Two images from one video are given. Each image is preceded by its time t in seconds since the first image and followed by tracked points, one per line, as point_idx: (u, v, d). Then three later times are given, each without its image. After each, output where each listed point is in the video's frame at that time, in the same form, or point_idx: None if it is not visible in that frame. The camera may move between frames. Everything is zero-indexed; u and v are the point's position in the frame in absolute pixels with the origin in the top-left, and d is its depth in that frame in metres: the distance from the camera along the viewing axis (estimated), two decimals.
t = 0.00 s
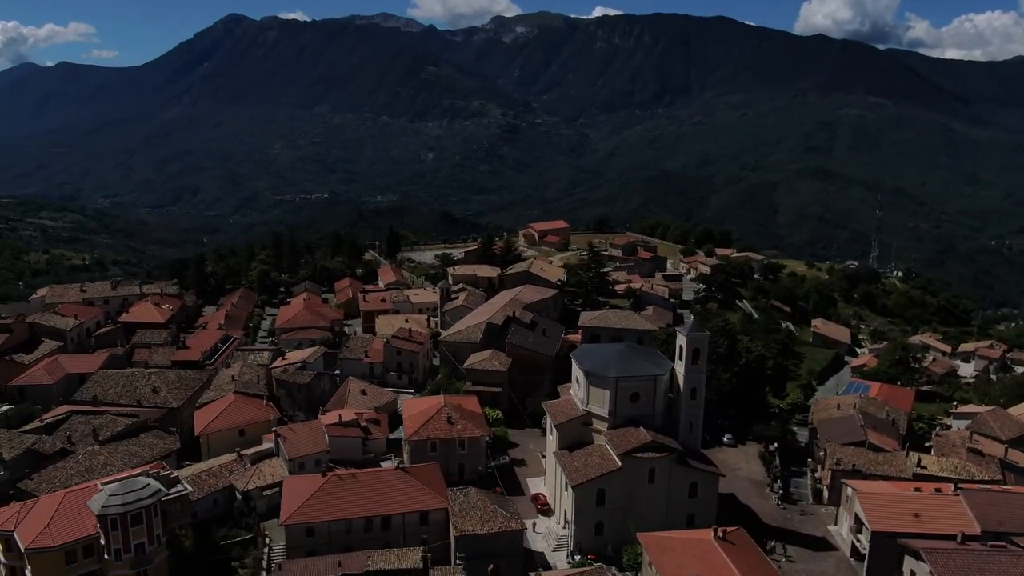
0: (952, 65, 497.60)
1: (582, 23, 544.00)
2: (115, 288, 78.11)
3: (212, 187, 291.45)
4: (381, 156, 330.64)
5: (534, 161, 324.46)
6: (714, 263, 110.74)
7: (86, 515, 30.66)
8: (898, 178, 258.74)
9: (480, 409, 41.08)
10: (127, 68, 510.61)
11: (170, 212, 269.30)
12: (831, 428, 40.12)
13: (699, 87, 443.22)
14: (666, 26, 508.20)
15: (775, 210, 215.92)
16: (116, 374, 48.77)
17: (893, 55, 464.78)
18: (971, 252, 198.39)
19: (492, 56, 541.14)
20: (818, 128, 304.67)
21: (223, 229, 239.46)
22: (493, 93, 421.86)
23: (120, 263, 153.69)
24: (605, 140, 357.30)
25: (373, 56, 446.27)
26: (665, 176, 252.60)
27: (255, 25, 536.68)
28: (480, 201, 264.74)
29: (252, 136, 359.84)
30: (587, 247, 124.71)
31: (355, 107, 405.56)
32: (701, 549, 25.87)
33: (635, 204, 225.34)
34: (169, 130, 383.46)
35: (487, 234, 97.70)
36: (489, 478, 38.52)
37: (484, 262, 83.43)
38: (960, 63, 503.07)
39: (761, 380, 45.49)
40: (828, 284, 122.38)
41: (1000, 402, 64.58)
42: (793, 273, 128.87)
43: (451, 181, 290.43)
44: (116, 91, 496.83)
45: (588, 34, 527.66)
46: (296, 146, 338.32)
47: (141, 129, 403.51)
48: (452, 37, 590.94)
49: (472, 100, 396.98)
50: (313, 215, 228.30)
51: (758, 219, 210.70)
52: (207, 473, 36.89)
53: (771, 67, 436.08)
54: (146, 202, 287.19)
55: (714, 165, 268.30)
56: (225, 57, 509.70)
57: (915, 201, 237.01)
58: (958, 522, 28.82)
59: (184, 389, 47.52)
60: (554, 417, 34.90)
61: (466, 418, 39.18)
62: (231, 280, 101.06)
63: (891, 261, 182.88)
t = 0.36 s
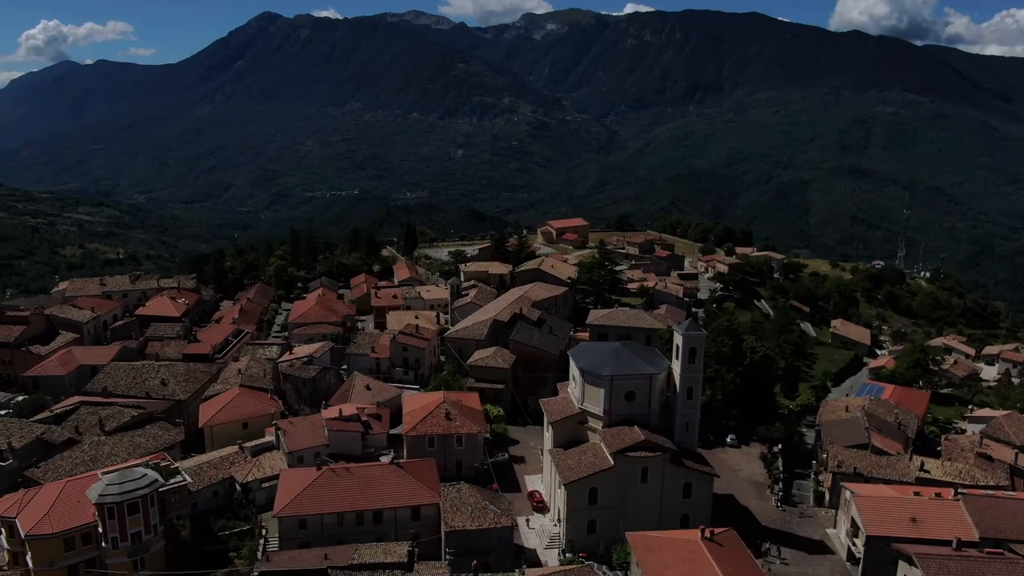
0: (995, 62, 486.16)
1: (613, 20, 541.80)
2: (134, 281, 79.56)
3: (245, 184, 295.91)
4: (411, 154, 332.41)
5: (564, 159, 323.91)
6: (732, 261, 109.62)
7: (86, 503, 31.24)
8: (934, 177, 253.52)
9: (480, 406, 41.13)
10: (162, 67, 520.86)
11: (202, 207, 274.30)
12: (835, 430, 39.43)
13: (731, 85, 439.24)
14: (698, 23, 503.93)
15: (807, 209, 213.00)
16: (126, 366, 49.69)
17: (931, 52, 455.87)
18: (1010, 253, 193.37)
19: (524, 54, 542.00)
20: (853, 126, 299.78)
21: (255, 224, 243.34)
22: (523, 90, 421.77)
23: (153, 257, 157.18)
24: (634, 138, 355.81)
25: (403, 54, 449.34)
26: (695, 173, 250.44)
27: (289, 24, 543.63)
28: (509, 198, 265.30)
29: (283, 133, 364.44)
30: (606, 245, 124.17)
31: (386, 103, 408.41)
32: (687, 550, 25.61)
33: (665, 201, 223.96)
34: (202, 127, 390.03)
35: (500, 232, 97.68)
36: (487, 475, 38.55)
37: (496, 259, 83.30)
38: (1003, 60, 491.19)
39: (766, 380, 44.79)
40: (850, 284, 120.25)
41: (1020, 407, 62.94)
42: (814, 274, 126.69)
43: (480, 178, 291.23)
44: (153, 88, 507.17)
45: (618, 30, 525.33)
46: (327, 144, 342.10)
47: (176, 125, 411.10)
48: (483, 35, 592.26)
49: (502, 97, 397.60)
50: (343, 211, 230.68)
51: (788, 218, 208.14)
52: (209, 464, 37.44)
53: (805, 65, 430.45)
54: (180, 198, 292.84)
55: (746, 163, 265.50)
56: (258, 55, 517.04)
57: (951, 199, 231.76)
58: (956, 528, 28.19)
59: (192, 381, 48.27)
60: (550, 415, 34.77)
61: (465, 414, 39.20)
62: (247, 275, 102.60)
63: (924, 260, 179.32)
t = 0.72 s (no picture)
0: None
1: (641, 16, 538.90)
2: (146, 276, 80.63)
3: (274, 180, 299.64)
4: (438, 151, 333.66)
5: (590, 155, 323.20)
6: (745, 260, 108.45)
7: (78, 492, 31.66)
8: (967, 175, 248.19)
9: (474, 402, 41.17)
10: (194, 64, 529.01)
11: (231, 204, 278.51)
12: (831, 432, 38.89)
13: (760, 82, 435.08)
14: (728, 20, 498.51)
15: (837, 207, 210.12)
16: (130, 359, 50.53)
17: (968, 49, 447.11)
18: None
19: (552, 52, 542.52)
20: (884, 124, 295.27)
21: (284, 220, 246.26)
22: (550, 86, 421.23)
23: (181, 251, 159.74)
24: (661, 135, 353.93)
25: (430, 52, 451.22)
26: (722, 171, 248.59)
27: (318, 21, 548.41)
28: (535, 195, 265.56)
29: (311, 129, 367.40)
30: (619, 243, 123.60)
31: (413, 100, 409.72)
32: (665, 549, 25.44)
33: (691, 199, 222.75)
34: (231, 124, 395.25)
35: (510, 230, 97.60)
36: (477, 472, 38.61)
37: (504, 256, 83.25)
38: None
39: (764, 380, 44.25)
40: (868, 284, 118.46)
41: None
42: (830, 274, 124.65)
43: (506, 175, 291.45)
44: (186, 84, 515.17)
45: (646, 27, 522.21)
46: (353, 140, 344.72)
47: (205, 122, 417.14)
48: (510, 33, 594.84)
49: (529, 94, 397.41)
50: (370, 207, 232.34)
51: (816, 216, 205.48)
52: (203, 455, 37.91)
53: (835, 63, 425.17)
54: (210, 193, 297.37)
55: (775, 161, 262.70)
56: (288, 52, 522.34)
57: (985, 197, 226.45)
58: (945, 532, 27.62)
59: (194, 375, 48.95)
60: (540, 412, 34.78)
61: (457, 411, 39.25)
62: (260, 270, 103.79)
63: (955, 260, 175.62)
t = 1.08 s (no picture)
0: None
1: (681, 12, 533.09)
2: (173, 269, 82.51)
3: (314, 176, 303.98)
4: (475, 147, 334.43)
5: (628, 152, 320.96)
6: (771, 259, 106.12)
7: (86, 478, 32.49)
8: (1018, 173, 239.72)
9: (479, 398, 41.25)
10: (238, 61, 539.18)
11: (271, 199, 283.77)
12: (840, 435, 38.04)
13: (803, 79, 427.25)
14: (771, 14, 489.85)
15: (880, 207, 205.45)
16: (148, 350, 51.71)
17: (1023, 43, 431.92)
18: None
19: (591, 49, 540.99)
20: (931, 121, 287.20)
21: (324, 215, 249.82)
22: (588, 83, 419.30)
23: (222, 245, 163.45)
24: (700, 132, 350.04)
25: (469, 49, 452.75)
26: (762, 168, 244.88)
27: (359, 19, 554.66)
28: (571, 193, 265.17)
29: (350, 126, 371.48)
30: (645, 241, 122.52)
31: (451, 97, 411.17)
32: (652, 550, 25.24)
33: (730, 197, 220.03)
34: (271, 121, 402.05)
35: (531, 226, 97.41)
36: (479, 467, 38.72)
37: (524, 253, 83.09)
38: None
39: (775, 381, 43.48)
40: (901, 285, 115.60)
41: None
42: (862, 273, 121.78)
43: (543, 172, 291.31)
44: (230, 81, 525.79)
45: (686, 22, 516.15)
46: (392, 136, 347.50)
47: (247, 119, 425.24)
48: (549, 30, 594.92)
49: (567, 91, 396.20)
50: (408, 203, 234.30)
51: (858, 216, 201.21)
52: (212, 445, 38.65)
53: (881, 58, 414.79)
54: (252, 189, 303.37)
55: (816, 158, 257.90)
56: (328, 50, 528.94)
57: None
58: (946, 540, 26.92)
59: (209, 366, 49.90)
60: (539, 410, 34.69)
61: (460, 406, 39.38)
62: (285, 265, 105.43)
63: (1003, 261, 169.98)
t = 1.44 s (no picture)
0: None
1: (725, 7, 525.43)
2: (200, 263, 84.36)
3: (355, 172, 307.94)
4: (515, 144, 334.71)
5: (668, 149, 317.57)
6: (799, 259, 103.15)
7: (95, 465, 33.49)
8: None
9: (485, 394, 41.28)
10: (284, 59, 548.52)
11: (313, 195, 288.36)
12: (851, 440, 37.19)
13: (850, 76, 417.61)
14: (818, 10, 479.48)
15: (928, 208, 200.08)
16: (169, 340, 53.01)
17: None
18: None
19: (633, 46, 537.63)
20: (984, 118, 277.92)
21: (364, 210, 252.90)
22: (629, 80, 416.43)
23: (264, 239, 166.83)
24: (742, 130, 344.81)
25: (510, 46, 453.20)
26: (805, 166, 240.30)
27: (401, 16, 559.42)
28: (611, 190, 264.03)
29: (390, 122, 374.30)
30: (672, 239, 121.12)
31: (491, 95, 411.55)
32: (639, 550, 25.05)
33: (772, 195, 216.50)
34: (313, 117, 407.69)
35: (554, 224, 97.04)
36: (483, 463, 38.80)
37: (543, 250, 82.67)
38: None
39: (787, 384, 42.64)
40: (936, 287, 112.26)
41: None
42: (896, 275, 118.54)
43: (583, 169, 290.43)
44: (274, 79, 534.45)
45: (730, 18, 508.63)
46: (433, 133, 349.70)
47: (290, 115, 432.71)
48: (590, 27, 592.73)
49: (608, 88, 393.88)
50: (447, 199, 235.58)
51: (905, 216, 195.87)
52: (223, 435, 39.44)
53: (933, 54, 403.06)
54: (295, 185, 308.96)
55: (862, 157, 252.10)
56: (370, 47, 533.79)
57: None
58: (947, 548, 26.17)
59: (225, 358, 50.97)
60: (540, 407, 34.64)
61: (465, 402, 39.51)
62: (312, 259, 106.99)
63: None
